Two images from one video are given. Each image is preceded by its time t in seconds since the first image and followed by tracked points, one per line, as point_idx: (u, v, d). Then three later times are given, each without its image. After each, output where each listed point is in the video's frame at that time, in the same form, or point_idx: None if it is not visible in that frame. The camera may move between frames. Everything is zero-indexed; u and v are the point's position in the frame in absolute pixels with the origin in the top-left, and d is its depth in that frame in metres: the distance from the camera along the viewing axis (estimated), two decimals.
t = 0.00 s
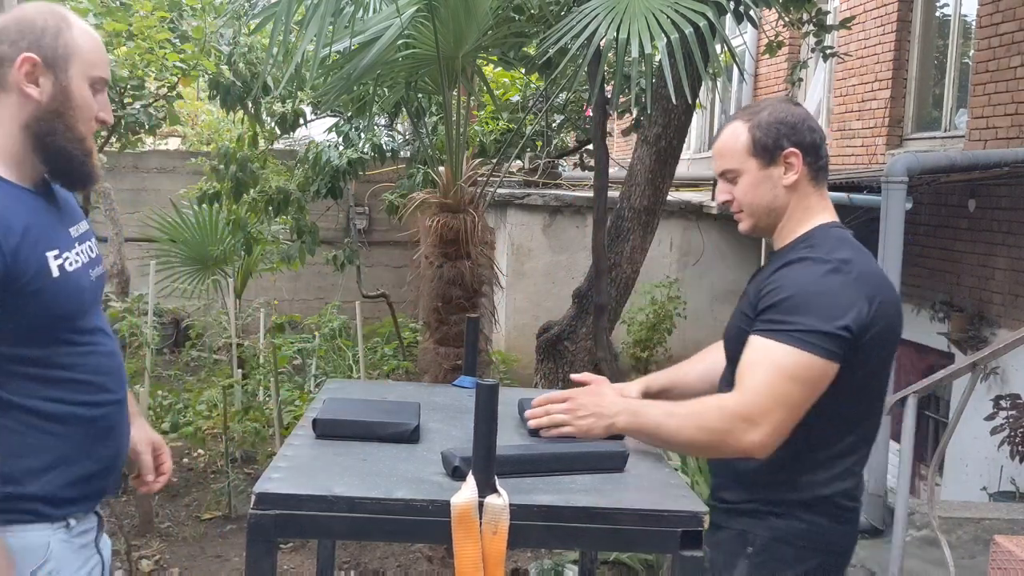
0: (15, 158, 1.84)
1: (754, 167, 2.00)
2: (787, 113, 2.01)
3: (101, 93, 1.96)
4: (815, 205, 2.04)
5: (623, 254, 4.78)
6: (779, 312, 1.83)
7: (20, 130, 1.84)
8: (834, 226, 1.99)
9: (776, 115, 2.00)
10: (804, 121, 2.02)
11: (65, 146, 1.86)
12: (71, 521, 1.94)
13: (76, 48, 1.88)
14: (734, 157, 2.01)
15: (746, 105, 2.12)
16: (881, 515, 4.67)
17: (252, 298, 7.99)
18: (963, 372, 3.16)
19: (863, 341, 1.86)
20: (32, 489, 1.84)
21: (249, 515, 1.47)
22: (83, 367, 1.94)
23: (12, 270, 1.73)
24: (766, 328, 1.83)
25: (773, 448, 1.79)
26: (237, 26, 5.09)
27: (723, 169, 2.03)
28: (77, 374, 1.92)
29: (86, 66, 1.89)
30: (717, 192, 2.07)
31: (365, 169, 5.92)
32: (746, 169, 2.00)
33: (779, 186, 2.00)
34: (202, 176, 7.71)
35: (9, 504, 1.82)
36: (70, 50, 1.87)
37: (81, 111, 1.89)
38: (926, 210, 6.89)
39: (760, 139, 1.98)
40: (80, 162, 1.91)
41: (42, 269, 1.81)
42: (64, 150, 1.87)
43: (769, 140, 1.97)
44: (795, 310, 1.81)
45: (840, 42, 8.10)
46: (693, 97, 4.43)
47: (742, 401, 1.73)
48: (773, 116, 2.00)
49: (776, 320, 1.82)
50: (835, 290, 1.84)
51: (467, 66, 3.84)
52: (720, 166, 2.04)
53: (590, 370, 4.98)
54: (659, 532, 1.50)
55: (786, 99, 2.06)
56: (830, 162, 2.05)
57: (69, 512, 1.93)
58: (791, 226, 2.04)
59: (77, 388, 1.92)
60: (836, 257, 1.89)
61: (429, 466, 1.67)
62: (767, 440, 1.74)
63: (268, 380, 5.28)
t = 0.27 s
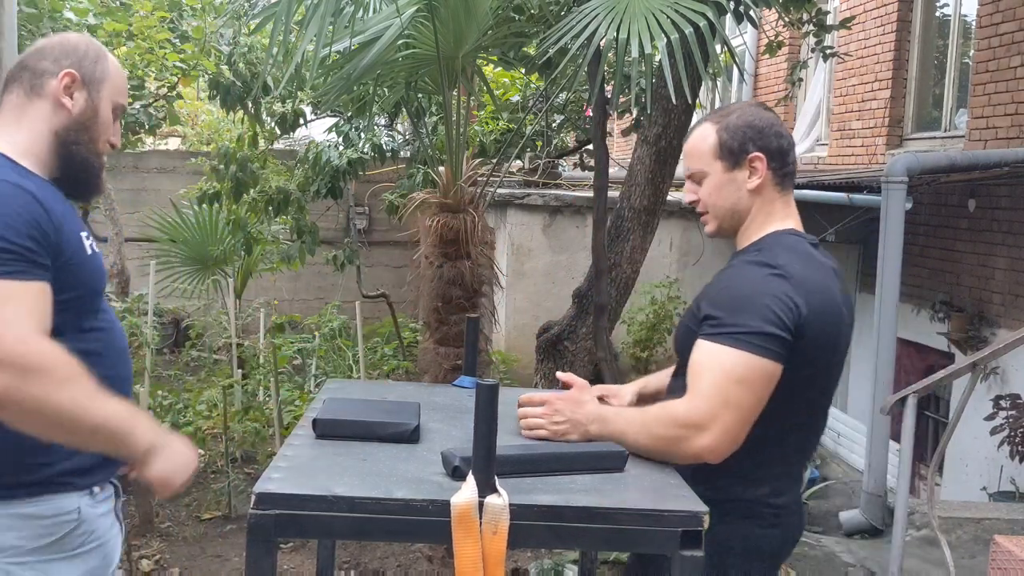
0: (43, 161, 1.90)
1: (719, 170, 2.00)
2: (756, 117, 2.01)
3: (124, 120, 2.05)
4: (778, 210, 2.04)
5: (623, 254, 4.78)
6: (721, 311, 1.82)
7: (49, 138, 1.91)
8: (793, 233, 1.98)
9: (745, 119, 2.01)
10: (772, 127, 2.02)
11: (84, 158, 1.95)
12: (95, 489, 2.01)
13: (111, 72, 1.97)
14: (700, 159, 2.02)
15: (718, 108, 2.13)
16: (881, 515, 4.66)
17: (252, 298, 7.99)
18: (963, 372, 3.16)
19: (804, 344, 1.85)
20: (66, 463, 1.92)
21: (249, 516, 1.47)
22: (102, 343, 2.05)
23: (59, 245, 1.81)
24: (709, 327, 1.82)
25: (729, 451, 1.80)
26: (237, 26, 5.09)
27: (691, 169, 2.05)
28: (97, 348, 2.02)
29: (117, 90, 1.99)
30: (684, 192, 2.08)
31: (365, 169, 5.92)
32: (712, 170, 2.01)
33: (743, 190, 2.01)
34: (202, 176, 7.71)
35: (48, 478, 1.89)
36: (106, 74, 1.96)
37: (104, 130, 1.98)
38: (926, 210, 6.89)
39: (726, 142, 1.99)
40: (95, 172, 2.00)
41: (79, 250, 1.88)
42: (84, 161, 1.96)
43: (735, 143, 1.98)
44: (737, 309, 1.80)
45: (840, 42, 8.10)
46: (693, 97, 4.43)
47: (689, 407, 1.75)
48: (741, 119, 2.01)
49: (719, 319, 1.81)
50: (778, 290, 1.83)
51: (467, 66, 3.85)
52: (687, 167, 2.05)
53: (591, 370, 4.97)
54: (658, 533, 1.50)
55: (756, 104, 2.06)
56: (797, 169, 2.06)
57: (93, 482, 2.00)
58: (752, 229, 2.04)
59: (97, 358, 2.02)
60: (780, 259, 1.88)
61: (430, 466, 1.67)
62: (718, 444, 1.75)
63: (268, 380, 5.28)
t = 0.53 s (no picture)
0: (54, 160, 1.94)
1: (692, 162, 2.01)
2: (731, 109, 2.01)
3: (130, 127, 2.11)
4: (750, 203, 2.05)
5: (623, 254, 4.79)
6: (702, 306, 1.81)
7: (60, 139, 1.95)
8: (770, 226, 1.98)
9: (719, 110, 2.01)
10: (746, 118, 2.01)
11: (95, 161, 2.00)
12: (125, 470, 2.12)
13: (121, 80, 2.03)
14: (674, 150, 2.03)
15: (698, 98, 2.12)
16: (881, 515, 4.66)
17: (252, 298, 7.98)
18: (963, 372, 3.16)
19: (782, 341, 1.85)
20: (110, 444, 2.01)
21: (249, 515, 1.47)
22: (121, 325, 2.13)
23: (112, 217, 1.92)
24: (690, 322, 1.82)
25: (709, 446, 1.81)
26: (238, 26, 5.08)
27: (665, 160, 2.05)
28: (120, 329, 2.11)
29: (125, 97, 2.04)
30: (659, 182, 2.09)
31: (365, 169, 5.92)
32: (685, 162, 2.01)
33: (715, 181, 2.01)
34: (202, 176, 7.71)
35: (96, 458, 1.98)
36: (116, 82, 2.02)
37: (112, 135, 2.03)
38: (926, 210, 6.90)
39: (699, 134, 1.99)
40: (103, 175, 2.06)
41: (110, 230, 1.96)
42: (90, 163, 2.01)
43: (708, 135, 1.99)
44: (718, 305, 1.79)
45: (840, 42, 8.10)
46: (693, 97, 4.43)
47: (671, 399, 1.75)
48: (715, 111, 2.01)
49: (700, 313, 1.81)
50: (758, 287, 1.82)
51: (467, 66, 3.84)
52: (662, 157, 2.06)
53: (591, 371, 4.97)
54: (658, 532, 1.50)
55: (732, 96, 2.06)
56: (771, 161, 2.05)
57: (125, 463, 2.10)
58: (725, 222, 2.05)
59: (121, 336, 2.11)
60: (759, 256, 1.88)
61: (429, 466, 1.67)
62: (703, 438, 1.75)
63: (268, 380, 5.27)
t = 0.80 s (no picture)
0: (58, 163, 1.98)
1: (693, 167, 2.01)
2: (727, 113, 2.01)
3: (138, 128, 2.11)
4: (752, 204, 2.04)
5: (623, 254, 4.79)
6: (739, 317, 1.81)
7: (66, 141, 1.98)
8: (780, 229, 2.00)
9: (716, 114, 2.01)
10: (742, 120, 2.01)
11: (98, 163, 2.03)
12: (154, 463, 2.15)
13: (130, 83, 2.03)
14: (674, 157, 2.02)
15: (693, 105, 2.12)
16: (881, 515, 4.66)
17: (252, 298, 7.98)
18: (963, 372, 3.16)
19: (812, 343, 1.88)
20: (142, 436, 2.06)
21: (249, 515, 1.47)
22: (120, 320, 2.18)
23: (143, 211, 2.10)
24: (726, 333, 1.81)
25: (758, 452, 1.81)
26: (238, 26, 5.08)
27: (665, 167, 2.05)
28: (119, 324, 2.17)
29: (134, 99, 2.04)
30: (660, 190, 2.09)
31: (365, 169, 5.92)
32: (685, 168, 2.01)
33: (716, 184, 2.01)
34: (203, 176, 7.71)
35: (132, 449, 2.03)
36: (124, 85, 2.02)
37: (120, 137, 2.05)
38: (926, 209, 6.90)
39: (698, 139, 1.99)
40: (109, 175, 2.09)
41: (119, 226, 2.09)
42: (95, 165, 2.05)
43: (707, 139, 1.99)
44: (755, 313, 1.81)
45: (840, 42, 8.10)
46: (693, 97, 4.43)
47: (723, 404, 1.72)
48: (712, 115, 2.00)
49: (738, 325, 1.81)
50: (788, 292, 1.84)
51: (467, 66, 3.84)
52: (662, 165, 2.06)
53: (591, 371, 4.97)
54: (658, 533, 1.50)
55: (726, 100, 2.06)
56: (769, 163, 2.05)
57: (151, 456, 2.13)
58: (730, 225, 2.05)
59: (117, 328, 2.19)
60: (781, 261, 1.90)
61: (429, 466, 1.67)
62: (755, 445, 1.75)
63: (268, 380, 5.26)
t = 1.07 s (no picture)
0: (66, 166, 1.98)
1: (702, 178, 2.06)
2: (732, 125, 2.07)
3: (151, 135, 2.09)
4: (765, 211, 2.07)
5: (623, 254, 4.79)
6: (791, 318, 1.82)
7: (74, 142, 1.98)
8: (798, 232, 2.01)
9: (721, 127, 2.07)
10: (748, 132, 2.07)
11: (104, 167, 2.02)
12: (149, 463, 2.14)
13: (140, 89, 2.02)
14: (685, 170, 2.09)
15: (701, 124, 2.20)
16: (881, 515, 4.66)
17: (252, 298, 7.98)
18: (963, 372, 3.16)
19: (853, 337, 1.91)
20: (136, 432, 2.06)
21: (249, 515, 1.47)
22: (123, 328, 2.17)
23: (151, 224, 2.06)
24: (779, 336, 1.82)
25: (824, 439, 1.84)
26: (238, 26, 5.09)
27: (676, 182, 2.11)
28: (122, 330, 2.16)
29: (144, 105, 2.02)
30: (674, 205, 2.15)
31: (365, 169, 5.92)
32: (695, 179, 2.07)
33: (726, 193, 2.05)
34: (202, 176, 7.71)
35: (127, 449, 2.01)
36: (134, 91, 2.01)
37: (131, 143, 2.04)
38: (926, 210, 6.90)
39: (706, 150, 2.05)
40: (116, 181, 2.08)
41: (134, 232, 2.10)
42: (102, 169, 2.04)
43: (714, 150, 2.04)
44: (802, 311, 1.82)
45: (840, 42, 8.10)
46: (693, 97, 4.42)
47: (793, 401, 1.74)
48: (717, 128, 2.07)
49: (791, 326, 1.81)
50: (826, 288, 1.87)
51: (467, 66, 3.84)
52: (673, 180, 2.12)
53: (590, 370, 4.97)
54: (659, 533, 1.50)
55: (732, 114, 2.13)
56: (779, 170, 2.09)
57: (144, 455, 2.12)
58: (743, 233, 2.07)
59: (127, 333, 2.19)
60: (813, 259, 1.92)
61: (429, 467, 1.67)
62: (823, 438, 1.78)
63: (268, 380, 5.25)
